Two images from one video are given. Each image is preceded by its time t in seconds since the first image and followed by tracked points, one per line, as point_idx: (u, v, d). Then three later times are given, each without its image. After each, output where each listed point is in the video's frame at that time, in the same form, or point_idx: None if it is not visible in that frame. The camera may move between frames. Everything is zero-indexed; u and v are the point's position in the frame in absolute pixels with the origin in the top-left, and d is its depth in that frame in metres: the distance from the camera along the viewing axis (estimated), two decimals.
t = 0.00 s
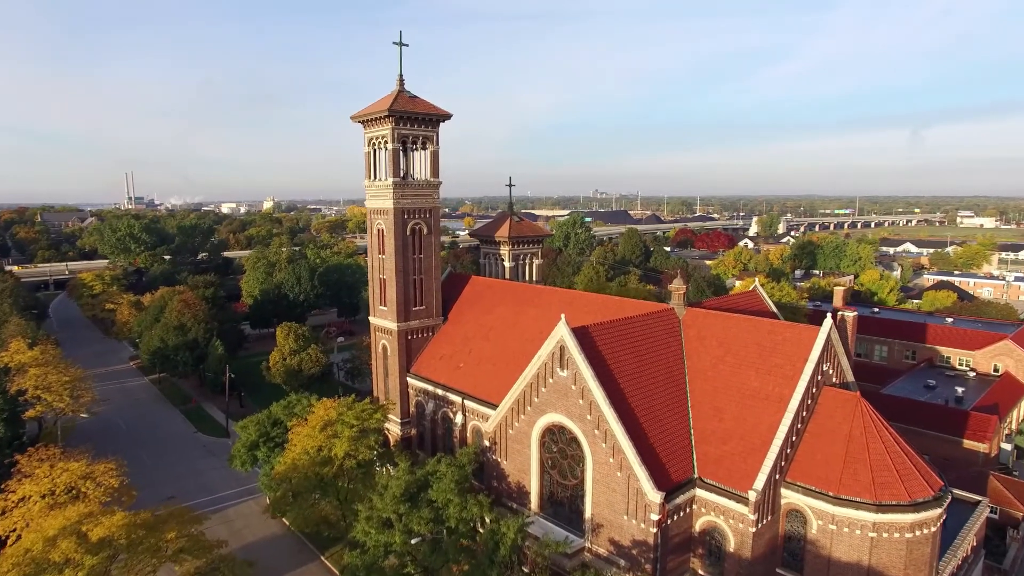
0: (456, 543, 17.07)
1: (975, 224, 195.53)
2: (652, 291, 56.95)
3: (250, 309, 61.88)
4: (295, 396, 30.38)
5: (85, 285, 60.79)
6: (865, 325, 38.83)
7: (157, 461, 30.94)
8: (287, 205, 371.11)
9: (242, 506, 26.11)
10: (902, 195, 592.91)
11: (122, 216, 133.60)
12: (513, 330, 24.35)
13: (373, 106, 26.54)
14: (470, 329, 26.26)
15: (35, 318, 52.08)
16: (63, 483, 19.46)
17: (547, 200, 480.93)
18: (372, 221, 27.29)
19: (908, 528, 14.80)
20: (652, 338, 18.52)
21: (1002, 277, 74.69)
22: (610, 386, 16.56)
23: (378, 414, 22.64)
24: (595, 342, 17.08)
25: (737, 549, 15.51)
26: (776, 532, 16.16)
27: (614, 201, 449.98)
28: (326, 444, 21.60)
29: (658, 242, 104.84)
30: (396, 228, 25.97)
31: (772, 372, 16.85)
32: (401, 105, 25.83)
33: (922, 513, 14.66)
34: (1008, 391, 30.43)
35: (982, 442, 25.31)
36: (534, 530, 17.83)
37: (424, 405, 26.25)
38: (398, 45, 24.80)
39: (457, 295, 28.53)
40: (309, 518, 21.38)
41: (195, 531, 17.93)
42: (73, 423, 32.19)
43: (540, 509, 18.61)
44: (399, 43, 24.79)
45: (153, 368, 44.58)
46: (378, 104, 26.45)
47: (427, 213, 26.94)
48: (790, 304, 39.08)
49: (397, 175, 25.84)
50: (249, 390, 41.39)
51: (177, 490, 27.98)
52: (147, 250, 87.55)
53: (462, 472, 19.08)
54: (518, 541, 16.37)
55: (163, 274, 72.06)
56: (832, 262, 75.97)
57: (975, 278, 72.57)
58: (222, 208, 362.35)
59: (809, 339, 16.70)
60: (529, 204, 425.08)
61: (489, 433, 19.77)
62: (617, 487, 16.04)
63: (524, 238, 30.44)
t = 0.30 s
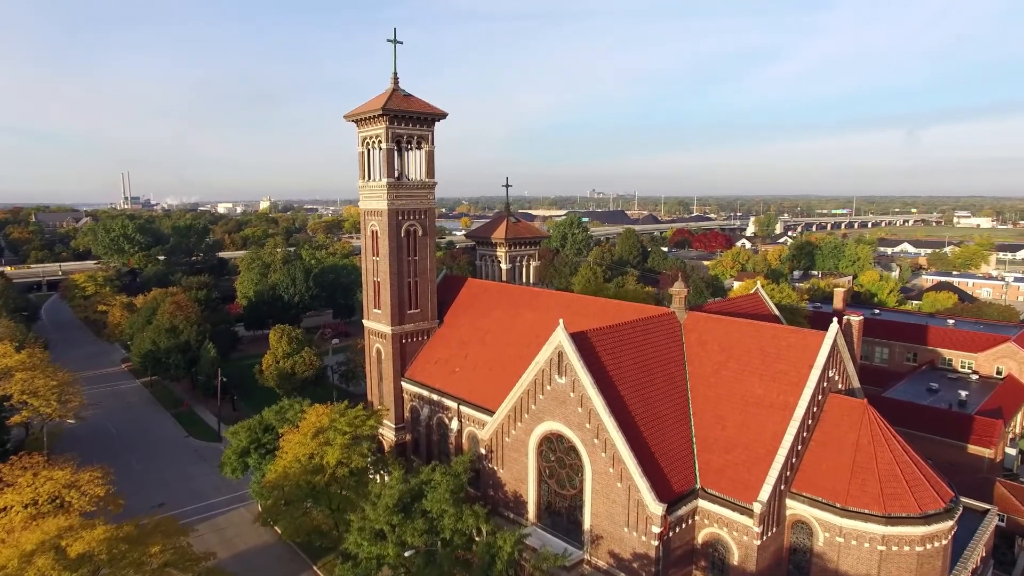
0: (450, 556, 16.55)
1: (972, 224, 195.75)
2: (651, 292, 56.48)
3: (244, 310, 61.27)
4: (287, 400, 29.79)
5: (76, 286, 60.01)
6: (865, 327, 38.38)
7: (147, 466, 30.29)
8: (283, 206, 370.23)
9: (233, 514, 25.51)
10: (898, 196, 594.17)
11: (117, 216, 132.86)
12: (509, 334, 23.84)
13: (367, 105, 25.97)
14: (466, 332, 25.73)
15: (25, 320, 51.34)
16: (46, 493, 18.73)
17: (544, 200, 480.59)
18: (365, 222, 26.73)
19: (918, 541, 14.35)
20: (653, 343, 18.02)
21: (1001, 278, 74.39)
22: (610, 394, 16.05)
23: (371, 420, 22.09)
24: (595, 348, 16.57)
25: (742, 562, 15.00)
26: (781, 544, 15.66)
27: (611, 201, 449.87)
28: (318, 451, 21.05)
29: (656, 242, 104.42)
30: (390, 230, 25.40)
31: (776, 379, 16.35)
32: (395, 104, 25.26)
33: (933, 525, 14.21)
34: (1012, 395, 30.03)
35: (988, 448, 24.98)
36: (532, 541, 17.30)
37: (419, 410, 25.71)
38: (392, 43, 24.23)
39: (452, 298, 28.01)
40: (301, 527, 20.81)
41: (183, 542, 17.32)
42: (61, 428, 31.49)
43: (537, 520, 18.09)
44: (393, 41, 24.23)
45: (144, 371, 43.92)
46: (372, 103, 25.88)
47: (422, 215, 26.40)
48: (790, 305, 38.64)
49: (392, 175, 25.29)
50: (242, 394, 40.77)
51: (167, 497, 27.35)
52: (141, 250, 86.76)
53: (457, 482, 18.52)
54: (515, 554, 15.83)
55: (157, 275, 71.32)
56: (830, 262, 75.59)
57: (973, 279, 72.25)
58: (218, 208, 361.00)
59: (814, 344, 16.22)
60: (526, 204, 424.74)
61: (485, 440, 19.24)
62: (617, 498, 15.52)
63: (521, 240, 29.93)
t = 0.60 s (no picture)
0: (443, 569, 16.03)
1: (966, 224, 196.30)
2: (647, 294, 55.98)
3: (236, 312, 60.69)
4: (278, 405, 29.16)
5: (66, 287, 59.10)
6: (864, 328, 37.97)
7: (134, 473, 29.61)
8: (278, 206, 368.87)
9: (222, 522, 24.86)
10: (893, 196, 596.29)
11: (109, 216, 131.72)
12: (505, 338, 23.29)
13: (359, 104, 25.41)
14: (460, 336, 25.18)
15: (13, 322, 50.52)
16: (26, 503, 17.93)
17: (540, 200, 480.23)
18: (357, 224, 26.16)
19: (927, 554, 13.93)
20: (652, 349, 17.52)
21: (998, 278, 74.13)
22: (608, 402, 15.53)
23: (363, 427, 21.53)
24: (593, 354, 16.05)
25: None
26: (785, 557, 15.19)
27: (606, 201, 449.87)
28: (308, 460, 20.49)
29: (651, 243, 103.98)
30: (382, 231, 24.82)
31: (779, 386, 15.88)
32: (387, 103, 24.67)
33: (943, 539, 13.79)
34: (1013, 398, 29.65)
35: (991, 452, 24.58)
36: (527, 553, 16.77)
37: (412, 416, 25.14)
38: (384, 40, 23.66)
39: (446, 300, 27.46)
40: (290, 538, 20.06)
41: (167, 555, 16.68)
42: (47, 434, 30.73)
43: (532, 530, 17.58)
44: (385, 38, 23.66)
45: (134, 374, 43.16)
46: (364, 101, 25.31)
47: (415, 216, 25.83)
48: (788, 307, 38.26)
49: (384, 176, 24.73)
50: (233, 398, 40.08)
51: (154, 504, 26.67)
52: (133, 251, 85.82)
53: (451, 492, 17.94)
54: (510, 568, 15.31)
55: (148, 276, 70.44)
56: (827, 263, 75.23)
57: (970, 279, 71.98)
58: (212, 208, 359.57)
59: (818, 350, 15.74)
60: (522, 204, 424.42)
61: (479, 448, 18.70)
62: (616, 509, 15.00)
63: (516, 241, 29.38)
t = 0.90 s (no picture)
0: None
1: (957, 224, 197.32)
2: (642, 295, 55.57)
3: (226, 314, 59.83)
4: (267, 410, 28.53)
5: (52, 289, 58.05)
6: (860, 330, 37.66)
7: (119, 481, 28.88)
8: (271, 206, 366.96)
9: (209, 532, 24.21)
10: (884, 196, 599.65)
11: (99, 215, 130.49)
12: (498, 342, 22.77)
13: (349, 103, 24.81)
14: (453, 340, 24.63)
15: None
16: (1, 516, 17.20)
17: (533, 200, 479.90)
18: (347, 225, 25.59)
19: (935, 567, 13.54)
20: (649, 354, 17.05)
21: (990, 278, 74.25)
22: (605, 410, 15.04)
23: (353, 435, 20.98)
24: (590, 361, 15.57)
25: None
26: (787, 569, 14.76)
27: (600, 201, 449.97)
28: (296, 469, 19.95)
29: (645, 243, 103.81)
30: (373, 233, 24.23)
31: (780, 393, 15.43)
32: (378, 102, 24.07)
33: (951, 552, 13.40)
34: (1012, 401, 29.40)
35: (991, 456, 24.28)
36: (522, 567, 16.26)
37: (404, 422, 24.60)
38: (375, 37, 23.08)
39: (439, 303, 26.92)
40: (279, 549, 19.15)
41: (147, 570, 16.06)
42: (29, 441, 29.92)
43: (527, 542, 17.07)
44: (375, 35, 23.08)
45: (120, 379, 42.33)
46: (354, 100, 24.71)
47: (406, 218, 25.26)
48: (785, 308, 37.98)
49: (374, 176, 24.14)
50: (222, 402, 39.41)
51: (139, 513, 25.98)
52: (122, 252, 84.69)
53: (443, 502, 17.40)
54: None
55: (137, 277, 69.43)
56: (821, 263, 75.10)
57: (963, 279, 72.01)
58: (204, 208, 357.23)
59: (821, 356, 15.31)
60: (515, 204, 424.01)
61: (472, 457, 18.18)
62: (613, 522, 14.50)
63: (510, 243, 28.86)
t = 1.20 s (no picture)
0: None
1: (947, 224, 198.55)
2: (636, 296, 55.19)
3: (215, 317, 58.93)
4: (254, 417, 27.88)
5: (35, 292, 56.92)
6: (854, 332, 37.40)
7: (102, 491, 28.12)
8: (261, 206, 364.70)
9: (193, 544, 23.54)
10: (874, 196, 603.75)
11: (86, 215, 129.04)
12: (491, 348, 22.25)
13: (337, 102, 24.21)
14: (445, 345, 24.08)
15: None
16: None
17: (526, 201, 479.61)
18: (336, 227, 24.99)
19: None
20: (646, 361, 16.58)
21: (982, 278, 74.47)
22: (601, 420, 14.56)
23: (342, 444, 20.40)
24: (585, 368, 15.08)
25: None
26: None
27: (592, 201, 450.24)
28: (282, 480, 19.36)
29: (638, 243, 103.59)
30: (362, 235, 23.64)
31: (782, 401, 15.00)
32: (367, 100, 23.48)
33: (958, 564, 13.01)
34: (1007, 402, 29.14)
35: (988, 460, 23.97)
36: None
37: (395, 429, 24.04)
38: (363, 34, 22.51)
39: (430, 307, 26.36)
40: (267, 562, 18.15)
41: None
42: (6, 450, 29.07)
43: (521, 555, 16.56)
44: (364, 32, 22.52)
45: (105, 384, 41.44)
46: (342, 99, 24.12)
47: (397, 219, 24.69)
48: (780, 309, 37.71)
49: (363, 177, 23.55)
50: (209, 407, 38.64)
51: (121, 524, 25.25)
52: (109, 253, 83.44)
53: (435, 515, 16.85)
54: None
55: (124, 278, 68.33)
56: (814, 264, 75.04)
57: (954, 279, 72.14)
58: (194, 208, 354.30)
59: (823, 362, 14.89)
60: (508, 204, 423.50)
61: (465, 467, 17.65)
62: (611, 535, 14.01)
63: (503, 245, 28.32)
